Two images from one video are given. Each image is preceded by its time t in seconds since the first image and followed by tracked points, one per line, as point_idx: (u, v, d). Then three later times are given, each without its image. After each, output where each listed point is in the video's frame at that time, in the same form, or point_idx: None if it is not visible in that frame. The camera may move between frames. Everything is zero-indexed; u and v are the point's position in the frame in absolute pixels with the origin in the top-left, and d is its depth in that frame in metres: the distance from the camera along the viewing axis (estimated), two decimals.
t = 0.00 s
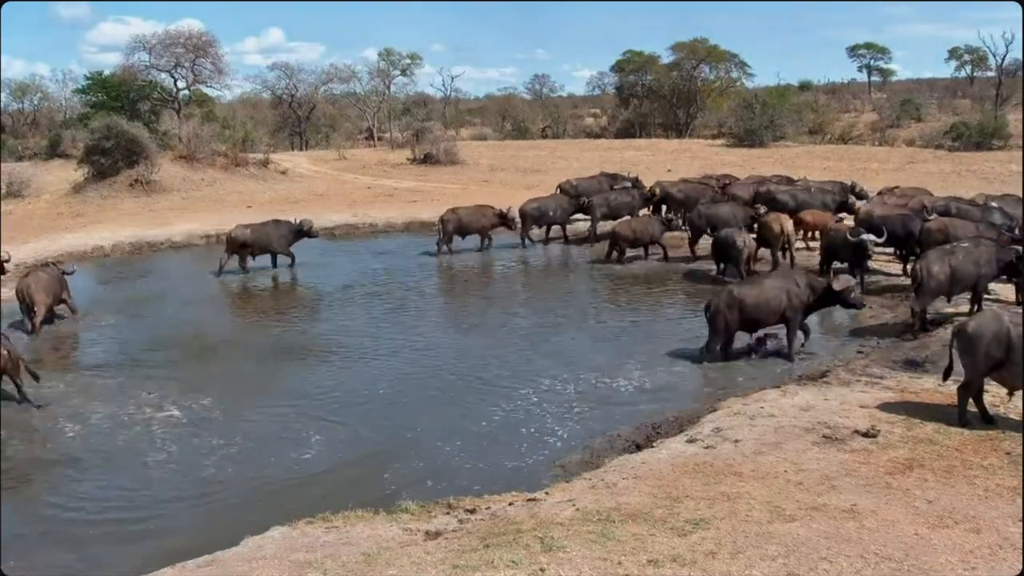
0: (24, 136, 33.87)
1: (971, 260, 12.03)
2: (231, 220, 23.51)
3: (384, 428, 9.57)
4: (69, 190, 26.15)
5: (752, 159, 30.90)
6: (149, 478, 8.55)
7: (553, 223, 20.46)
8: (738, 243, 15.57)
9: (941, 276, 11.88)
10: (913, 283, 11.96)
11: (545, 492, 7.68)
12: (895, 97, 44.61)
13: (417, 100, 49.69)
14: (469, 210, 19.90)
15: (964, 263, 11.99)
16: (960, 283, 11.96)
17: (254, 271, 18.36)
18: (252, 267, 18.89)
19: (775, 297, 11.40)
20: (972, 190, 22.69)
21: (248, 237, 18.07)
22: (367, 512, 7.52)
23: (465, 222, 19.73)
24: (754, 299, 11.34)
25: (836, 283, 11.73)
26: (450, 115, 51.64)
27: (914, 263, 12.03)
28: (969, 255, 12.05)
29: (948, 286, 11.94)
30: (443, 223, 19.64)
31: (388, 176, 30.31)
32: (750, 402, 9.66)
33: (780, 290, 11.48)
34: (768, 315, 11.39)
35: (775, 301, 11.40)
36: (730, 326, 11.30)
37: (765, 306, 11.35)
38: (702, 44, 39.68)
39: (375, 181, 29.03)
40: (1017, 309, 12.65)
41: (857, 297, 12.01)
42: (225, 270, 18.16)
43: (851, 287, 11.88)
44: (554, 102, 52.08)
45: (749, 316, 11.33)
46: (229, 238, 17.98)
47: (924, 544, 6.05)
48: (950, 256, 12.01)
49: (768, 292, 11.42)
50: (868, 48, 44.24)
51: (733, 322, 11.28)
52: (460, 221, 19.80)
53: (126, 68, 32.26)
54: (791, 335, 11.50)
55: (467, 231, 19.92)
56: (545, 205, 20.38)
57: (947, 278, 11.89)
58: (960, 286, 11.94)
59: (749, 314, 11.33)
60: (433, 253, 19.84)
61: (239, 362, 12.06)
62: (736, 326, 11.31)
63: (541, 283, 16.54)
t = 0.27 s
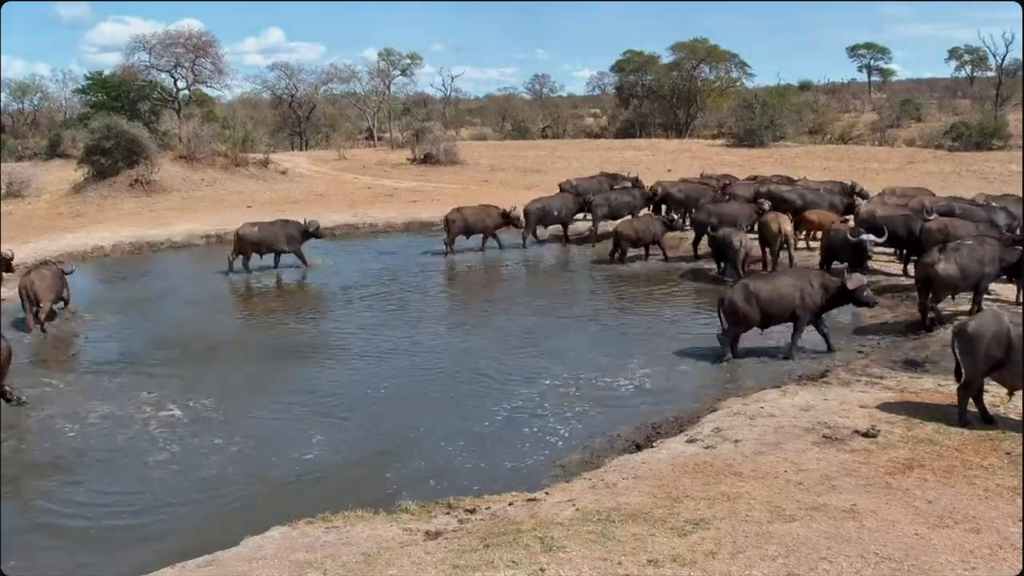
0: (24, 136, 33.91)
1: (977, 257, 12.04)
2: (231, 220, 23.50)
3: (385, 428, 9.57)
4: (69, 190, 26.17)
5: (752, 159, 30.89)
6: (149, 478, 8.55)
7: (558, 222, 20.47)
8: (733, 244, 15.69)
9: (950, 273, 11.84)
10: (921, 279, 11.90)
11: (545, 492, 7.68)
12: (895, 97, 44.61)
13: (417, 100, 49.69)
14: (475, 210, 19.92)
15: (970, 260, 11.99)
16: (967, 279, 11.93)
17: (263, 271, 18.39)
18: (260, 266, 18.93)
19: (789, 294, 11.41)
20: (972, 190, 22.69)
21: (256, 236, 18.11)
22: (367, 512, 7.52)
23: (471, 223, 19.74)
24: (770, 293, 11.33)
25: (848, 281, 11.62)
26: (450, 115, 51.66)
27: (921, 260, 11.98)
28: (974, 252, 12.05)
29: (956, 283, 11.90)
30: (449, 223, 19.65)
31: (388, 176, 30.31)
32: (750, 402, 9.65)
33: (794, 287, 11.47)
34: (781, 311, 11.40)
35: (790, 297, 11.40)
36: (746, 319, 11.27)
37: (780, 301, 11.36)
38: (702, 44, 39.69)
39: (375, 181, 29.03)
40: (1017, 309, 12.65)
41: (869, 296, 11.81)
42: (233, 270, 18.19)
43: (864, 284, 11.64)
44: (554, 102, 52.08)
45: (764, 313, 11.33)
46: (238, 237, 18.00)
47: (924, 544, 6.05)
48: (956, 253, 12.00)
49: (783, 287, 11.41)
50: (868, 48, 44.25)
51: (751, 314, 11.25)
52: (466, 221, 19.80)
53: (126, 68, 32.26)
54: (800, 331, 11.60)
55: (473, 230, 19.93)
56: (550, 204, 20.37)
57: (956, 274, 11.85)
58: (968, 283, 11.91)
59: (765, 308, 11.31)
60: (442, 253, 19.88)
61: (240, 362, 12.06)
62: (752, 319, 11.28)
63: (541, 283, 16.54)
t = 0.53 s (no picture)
0: (24, 136, 33.91)
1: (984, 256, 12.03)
2: (231, 220, 23.50)
3: (386, 428, 9.57)
4: (69, 190, 26.17)
5: (752, 159, 30.88)
6: (149, 478, 8.55)
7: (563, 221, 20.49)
8: (728, 241, 15.77)
9: (957, 271, 11.84)
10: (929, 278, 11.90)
11: (545, 492, 7.68)
12: (895, 97, 44.61)
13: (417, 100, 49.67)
14: (483, 209, 19.94)
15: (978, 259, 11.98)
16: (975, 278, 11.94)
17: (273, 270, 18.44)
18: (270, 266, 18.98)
19: (810, 291, 11.50)
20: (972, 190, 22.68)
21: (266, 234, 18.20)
22: (367, 512, 7.52)
23: (479, 222, 19.76)
24: (792, 289, 11.39)
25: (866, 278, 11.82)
26: (450, 115, 51.66)
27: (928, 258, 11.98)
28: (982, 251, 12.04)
29: (964, 282, 11.90)
30: (457, 223, 19.69)
31: (388, 176, 30.31)
32: (750, 402, 9.65)
33: (816, 284, 11.59)
34: (802, 307, 11.48)
35: (810, 294, 11.50)
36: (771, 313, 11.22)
37: (801, 297, 11.43)
38: (702, 44, 39.67)
39: (375, 181, 29.02)
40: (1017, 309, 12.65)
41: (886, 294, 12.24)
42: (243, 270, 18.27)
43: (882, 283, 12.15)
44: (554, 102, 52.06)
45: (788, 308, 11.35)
46: (250, 235, 18.11)
47: (924, 544, 6.05)
48: (963, 251, 11.99)
49: (803, 284, 11.50)
50: (868, 48, 44.26)
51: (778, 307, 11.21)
52: (474, 220, 19.82)
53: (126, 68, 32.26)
54: (818, 329, 11.77)
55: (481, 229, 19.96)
56: (556, 204, 20.40)
57: (963, 273, 11.85)
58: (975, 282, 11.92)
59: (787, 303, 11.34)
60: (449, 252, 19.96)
61: (240, 362, 12.06)
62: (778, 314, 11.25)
63: (541, 283, 16.54)
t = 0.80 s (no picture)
0: (24, 136, 33.92)
1: (992, 255, 12.02)
2: (230, 220, 23.50)
3: (387, 428, 9.57)
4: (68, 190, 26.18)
5: (752, 159, 30.89)
6: (149, 478, 8.55)
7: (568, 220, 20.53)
8: (725, 239, 15.84)
9: (965, 269, 11.84)
10: (936, 275, 11.91)
11: (545, 492, 7.68)
12: (895, 96, 44.63)
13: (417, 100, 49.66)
14: (490, 208, 19.99)
15: (985, 258, 11.97)
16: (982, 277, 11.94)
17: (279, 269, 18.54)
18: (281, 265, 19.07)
19: (830, 288, 11.48)
20: (972, 190, 22.68)
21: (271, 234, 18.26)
22: (367, 512, 7.52)
23: (486, 221, 19.78)
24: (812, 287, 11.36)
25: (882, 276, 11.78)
26: (450, 115, 51.65)
27: (936, 256, 11.98)
28: (990, 251, 12.03)
29: (971, 280, 11.90)
30: (463, 222, 19.73)
31: (387, 176, 30.31)
32: (750, 402, 9.65)
33: (832, 283, 11.57)
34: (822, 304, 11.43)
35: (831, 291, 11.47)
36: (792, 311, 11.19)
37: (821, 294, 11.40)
38: (702, 44, 39.66)
39: (375, 181, 29.03)
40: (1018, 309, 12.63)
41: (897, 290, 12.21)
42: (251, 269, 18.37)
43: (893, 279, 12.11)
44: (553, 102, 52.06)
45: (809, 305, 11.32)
46: (256, 234, 18.20)
47: (924, 544, 6.05)
48: (971, 249, 11.99)
49: (822, 282, 11.48)
50: (868, 48, 44.27)
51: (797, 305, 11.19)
52: (481, 220, 19.84)
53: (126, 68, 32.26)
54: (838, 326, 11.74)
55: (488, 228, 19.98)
56: (561, 203, 20.45)
57: (970, 271, 11.85)
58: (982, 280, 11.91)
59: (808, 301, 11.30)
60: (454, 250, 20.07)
61: (240, 362, 12.06)
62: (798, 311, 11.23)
63: (542, 283, 16.54)
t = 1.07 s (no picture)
0: (24, 136, 33.92)
1: (1005, 252, 11.96)
2: (230, 220, 23.50)
3: (387, 428, 9.57)
4: (68, 189, 26.20)
5: (752, 159, 30.89)
6: (149, 478, 8.55)
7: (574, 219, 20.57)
8: (722, 238, 15.87)
9: (972, 265, 11.87)
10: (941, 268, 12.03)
11: (545, 492, 7.67)
12: (895, 97, 44.66)
13: (416, 100, 49.69)
14: (498, 207, 20.08)
15: (996, 255, 11.92)
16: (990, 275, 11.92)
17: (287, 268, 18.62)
18: (290, 265, 19.13)
19: (844, 286, 11.51)
20: (972, 190, 22.67)
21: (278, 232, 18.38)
22: (367, 512, 7.52)
23: (493, 220, 19.88)
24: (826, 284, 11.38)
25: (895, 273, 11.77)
26: (450, 115, 51.67)
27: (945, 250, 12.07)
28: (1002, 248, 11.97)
29: (978, 277, 11.90)
30: (470, 221, 19.86)
31: (388, 176, 30.32)
32: (751, 402, 9.65)
33: (847, 281, 11.57)
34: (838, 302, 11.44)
35: (845, 288, 11.50)
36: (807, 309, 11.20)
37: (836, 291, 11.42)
38: (702, 44, 39.65)
39: (375, 181, 29.03)
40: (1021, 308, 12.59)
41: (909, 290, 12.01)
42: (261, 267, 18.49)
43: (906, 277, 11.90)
44: (553, 103, 52.06)
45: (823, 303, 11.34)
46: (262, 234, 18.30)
47: (924, 544, 6.05)
48: (982, 245, 11.98)
49: (838, 279, 11.51)
50: (867, 48, 44.29)
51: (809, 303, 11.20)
52: (488, 218, 19.94)
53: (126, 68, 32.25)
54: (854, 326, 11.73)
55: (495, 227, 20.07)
56: (566, 201, 20.52)
57: (977, 268, 11.87)
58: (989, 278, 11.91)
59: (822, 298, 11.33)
60: (461, 249, 20.17)
61: (240, 362, 12.06)
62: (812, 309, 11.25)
63: (542, 283, 16.53)
